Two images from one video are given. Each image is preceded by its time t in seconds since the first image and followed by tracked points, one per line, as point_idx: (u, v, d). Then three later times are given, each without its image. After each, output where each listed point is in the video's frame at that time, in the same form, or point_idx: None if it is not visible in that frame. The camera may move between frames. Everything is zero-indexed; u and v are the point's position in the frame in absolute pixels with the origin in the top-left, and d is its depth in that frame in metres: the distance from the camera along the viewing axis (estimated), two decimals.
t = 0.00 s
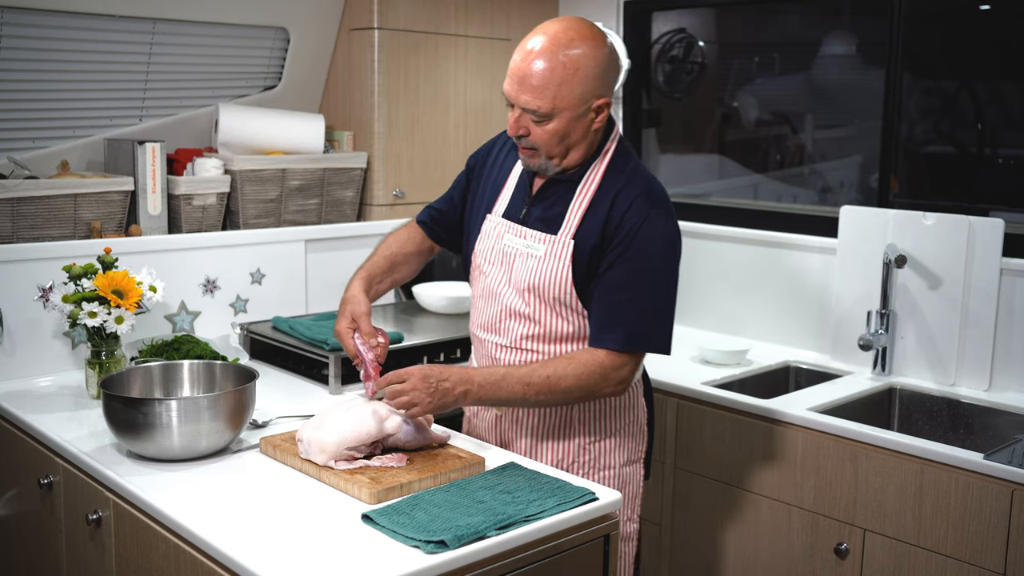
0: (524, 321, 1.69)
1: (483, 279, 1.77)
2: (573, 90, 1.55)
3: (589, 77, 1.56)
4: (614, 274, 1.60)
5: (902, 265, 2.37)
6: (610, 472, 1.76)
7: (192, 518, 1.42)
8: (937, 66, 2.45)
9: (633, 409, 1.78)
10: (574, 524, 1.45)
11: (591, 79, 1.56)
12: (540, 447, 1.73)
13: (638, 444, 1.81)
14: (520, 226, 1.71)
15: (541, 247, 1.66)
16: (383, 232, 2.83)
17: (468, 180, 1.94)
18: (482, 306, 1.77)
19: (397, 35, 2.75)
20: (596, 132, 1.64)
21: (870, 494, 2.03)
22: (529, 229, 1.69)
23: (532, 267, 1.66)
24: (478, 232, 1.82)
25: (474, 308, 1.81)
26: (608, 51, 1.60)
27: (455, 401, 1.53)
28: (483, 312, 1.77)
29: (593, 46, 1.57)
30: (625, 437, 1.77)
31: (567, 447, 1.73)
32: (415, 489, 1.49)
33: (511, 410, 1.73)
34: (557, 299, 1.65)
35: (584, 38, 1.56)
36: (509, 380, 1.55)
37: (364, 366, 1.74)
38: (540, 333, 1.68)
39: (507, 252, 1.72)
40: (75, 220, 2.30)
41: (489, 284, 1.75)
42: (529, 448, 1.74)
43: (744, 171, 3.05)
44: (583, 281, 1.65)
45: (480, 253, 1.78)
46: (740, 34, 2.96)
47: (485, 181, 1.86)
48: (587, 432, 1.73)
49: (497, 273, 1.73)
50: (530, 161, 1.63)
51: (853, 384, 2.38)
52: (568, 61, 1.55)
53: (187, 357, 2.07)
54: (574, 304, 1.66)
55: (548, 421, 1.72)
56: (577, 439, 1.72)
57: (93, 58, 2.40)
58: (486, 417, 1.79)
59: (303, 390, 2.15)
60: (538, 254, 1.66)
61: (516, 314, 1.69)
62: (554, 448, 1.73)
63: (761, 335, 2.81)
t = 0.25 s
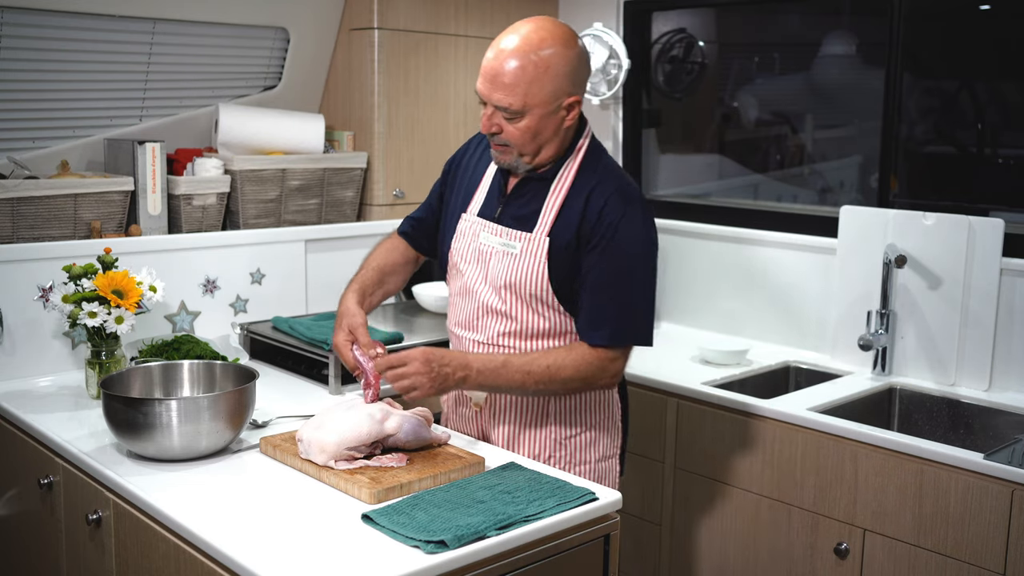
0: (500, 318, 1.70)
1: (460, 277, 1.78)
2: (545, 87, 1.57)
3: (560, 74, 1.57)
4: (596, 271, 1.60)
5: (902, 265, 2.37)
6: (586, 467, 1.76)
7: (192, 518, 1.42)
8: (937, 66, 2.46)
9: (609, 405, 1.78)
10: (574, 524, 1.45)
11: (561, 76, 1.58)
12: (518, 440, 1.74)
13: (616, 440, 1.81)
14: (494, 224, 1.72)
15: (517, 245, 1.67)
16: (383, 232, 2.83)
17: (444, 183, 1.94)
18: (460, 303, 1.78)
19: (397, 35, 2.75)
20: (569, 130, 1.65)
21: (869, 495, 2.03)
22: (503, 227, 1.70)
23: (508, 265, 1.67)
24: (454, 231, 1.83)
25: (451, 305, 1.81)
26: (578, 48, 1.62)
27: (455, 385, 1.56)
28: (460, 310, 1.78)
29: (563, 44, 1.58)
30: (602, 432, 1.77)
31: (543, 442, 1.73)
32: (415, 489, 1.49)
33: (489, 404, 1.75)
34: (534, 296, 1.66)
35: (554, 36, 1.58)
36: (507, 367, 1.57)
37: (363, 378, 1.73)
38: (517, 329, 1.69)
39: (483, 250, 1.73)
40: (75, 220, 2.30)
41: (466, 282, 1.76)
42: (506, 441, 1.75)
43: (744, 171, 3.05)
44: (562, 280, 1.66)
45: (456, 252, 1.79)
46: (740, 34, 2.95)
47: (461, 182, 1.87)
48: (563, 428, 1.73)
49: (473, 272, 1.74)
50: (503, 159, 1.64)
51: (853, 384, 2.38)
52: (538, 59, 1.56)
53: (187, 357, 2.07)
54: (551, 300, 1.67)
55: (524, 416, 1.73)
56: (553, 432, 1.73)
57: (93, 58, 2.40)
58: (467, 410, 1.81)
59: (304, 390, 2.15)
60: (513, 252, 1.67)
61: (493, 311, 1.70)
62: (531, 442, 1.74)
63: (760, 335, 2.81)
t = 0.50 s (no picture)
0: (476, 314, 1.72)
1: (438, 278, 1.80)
2: (515, 79, 1.61)
3: (530, 67, 1.62)
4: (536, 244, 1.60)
5: (902, 265, 2.37)
6: (565, 461, 1.79)
7: (193, 518, 1.42)
8: (937, 66, 2.46)
9: (589, 401, 1.82)
10: (574, 524, 1.45)
11: (531, 68, 1.62)
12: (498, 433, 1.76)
13: (596, 435, 1.84)
14: (472, 221, 1.76)
15: (489, 239, 1.70)
16: (383, 232, 2.83)
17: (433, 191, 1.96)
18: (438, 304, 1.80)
19: (397, 35, 2.75)
20: (543, 122, 1.70)
21: (870, 495, 2.03)
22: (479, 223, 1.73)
23: (484, 259, 1.70)
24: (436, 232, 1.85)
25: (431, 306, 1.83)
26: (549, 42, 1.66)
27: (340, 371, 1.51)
28: (439, 311, 1.79)
29: (534, 38, 1.63)
30: (582, 426, 1.80)
31: (522, 435, 1.75)
32: (415, 489, 1.49)
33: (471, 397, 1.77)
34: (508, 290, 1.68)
35: (525, 30, 1.63)
36: (393, 343, 1.52)
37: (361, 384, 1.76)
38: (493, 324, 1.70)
39: (462, 248, 1.75)
40: (75, 220, 2.30)
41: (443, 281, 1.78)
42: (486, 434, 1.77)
43: (743, 171, 3.05)
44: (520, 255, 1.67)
45: (436, 253, 1.82)
46: (740, 34, 2.96)
47: (445, 187, 1.89)
48: (544, 422, 1.76)
49: (451, 270, 1.77)
50: (480, 152, 1.69)
51: (852, 384, 2.38)
52: (509, 52, 1.61)
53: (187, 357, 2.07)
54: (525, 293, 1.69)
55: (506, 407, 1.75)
56: (535, 426, 1.75)
57: (93, 58, 2.40)
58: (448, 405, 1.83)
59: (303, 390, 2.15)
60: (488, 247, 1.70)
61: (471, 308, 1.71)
62: (510, 436, 1.75)
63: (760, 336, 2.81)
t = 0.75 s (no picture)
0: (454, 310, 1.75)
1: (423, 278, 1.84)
2: (495, 75, 1.63)
3: (511, 62, 1.64)
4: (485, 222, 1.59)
5: (902, 265, 2.37)
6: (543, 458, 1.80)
7: (193, 518, 1.42)
8: (937, 66, 2.46)
9: (569, 399, 1.82)
10: (574, 524, 1.45)
11: (511, 64, 1.64)
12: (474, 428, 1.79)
13: (576, 434, 1.85)
14: (449, 220, 1.79)
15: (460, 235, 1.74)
16: (383, 232, 2.84)
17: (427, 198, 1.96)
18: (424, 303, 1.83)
19: (397, 35, 2.75)
20: (523, 117, 1.72)
21: (870, 495, 2.03)
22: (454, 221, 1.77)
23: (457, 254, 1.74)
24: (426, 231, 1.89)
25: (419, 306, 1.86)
26: (529, 38, 1.68)
27: (286, 393, 1.55)
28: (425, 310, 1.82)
29: (515, 34, 1.65)
30: (560, 425, 1.81)
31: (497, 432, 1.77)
32: (415, 489, 1.49)
33: (449, 392, 1.80)
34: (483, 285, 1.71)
35: (507, 27, 1.65)
36: (321, 350, 1.54)
37: (361, 383, 1.78)
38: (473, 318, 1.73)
39: (442, 247, 1.79)
40: (75, 220, 2.30)
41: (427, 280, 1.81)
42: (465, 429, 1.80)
43: (744, 171, 3.04)
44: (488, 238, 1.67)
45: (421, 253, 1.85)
46: (740, 34, 2.96)
47: (435, 189, 1.92)
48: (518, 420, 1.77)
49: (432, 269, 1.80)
50: (460, 147, 1.71)
51: (852, 384, 2.38)
52: (489, 47, 1.63)
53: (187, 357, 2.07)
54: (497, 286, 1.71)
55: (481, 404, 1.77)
56: (510, 421, 1.77)
57: (94, 58, 2.40)
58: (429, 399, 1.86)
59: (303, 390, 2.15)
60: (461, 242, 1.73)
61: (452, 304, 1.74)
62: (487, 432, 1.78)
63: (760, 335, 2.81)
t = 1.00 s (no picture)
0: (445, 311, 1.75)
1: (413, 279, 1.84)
2: (480, 73, 1.63)
3: (496, 61, 1.64)
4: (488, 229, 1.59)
5: (902, 265, 2.37)
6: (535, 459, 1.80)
7: (193, 518, 1.42)
8: (937, 66, 2.46)
9: (562, 400, 1.82)
10: (574, 524, 1.45)
11: (496, 62, 1.64)
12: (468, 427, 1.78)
13: (568, 436, 1.85)
14: (439, 220, 1.80)
15: (449, 236, 1.74)
16: (383, 232, 2.84)
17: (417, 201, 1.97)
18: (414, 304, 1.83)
19: (397, 35, 2.75)
20: (509, 116, 1.72)
21: (870, 495, 2.03)
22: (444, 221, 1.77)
23: (445, 255, 1.74)
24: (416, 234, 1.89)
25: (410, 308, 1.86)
26: (513, 36, 1.68)
27: (303, 388, 1.53)
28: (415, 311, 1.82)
29: (500, 32, 1.65)
30: (552, 425, 1.81)
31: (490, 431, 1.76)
32: (415, 489, 1.49)
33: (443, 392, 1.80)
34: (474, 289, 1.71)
35: (491, 25, 1.65)
36: (344, 350, 1.53)
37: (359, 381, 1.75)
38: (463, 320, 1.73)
39: (432, 247, 1.79)
40: (76, 220, 2.30)
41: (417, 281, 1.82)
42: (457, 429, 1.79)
43: (744, 172, 3.04)
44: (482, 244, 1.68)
45: (413, 254, 1.86)
46: (740, 34, 2.96)
47: (425, 191, 1.92)
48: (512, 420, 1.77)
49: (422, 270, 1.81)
50: (446, 146, 1.70)
51: (852, 384, 2.38)
52: (474, 46, 1.63)
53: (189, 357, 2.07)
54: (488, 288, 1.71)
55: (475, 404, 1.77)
56: (503, 422, 1.76)
57: (94, 58, 2.40)
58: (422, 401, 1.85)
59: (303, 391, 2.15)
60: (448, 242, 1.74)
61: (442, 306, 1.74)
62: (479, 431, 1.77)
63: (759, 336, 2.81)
